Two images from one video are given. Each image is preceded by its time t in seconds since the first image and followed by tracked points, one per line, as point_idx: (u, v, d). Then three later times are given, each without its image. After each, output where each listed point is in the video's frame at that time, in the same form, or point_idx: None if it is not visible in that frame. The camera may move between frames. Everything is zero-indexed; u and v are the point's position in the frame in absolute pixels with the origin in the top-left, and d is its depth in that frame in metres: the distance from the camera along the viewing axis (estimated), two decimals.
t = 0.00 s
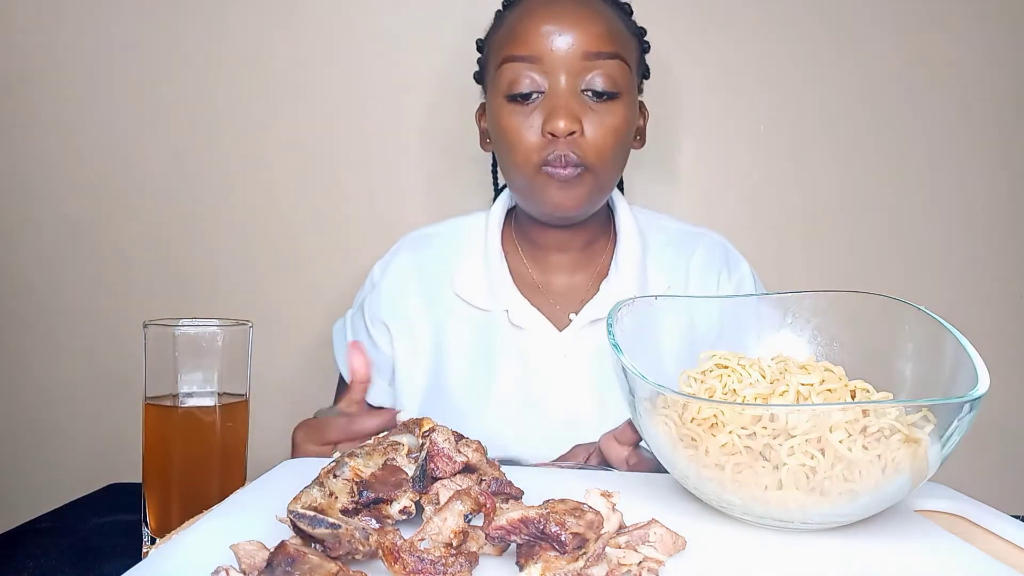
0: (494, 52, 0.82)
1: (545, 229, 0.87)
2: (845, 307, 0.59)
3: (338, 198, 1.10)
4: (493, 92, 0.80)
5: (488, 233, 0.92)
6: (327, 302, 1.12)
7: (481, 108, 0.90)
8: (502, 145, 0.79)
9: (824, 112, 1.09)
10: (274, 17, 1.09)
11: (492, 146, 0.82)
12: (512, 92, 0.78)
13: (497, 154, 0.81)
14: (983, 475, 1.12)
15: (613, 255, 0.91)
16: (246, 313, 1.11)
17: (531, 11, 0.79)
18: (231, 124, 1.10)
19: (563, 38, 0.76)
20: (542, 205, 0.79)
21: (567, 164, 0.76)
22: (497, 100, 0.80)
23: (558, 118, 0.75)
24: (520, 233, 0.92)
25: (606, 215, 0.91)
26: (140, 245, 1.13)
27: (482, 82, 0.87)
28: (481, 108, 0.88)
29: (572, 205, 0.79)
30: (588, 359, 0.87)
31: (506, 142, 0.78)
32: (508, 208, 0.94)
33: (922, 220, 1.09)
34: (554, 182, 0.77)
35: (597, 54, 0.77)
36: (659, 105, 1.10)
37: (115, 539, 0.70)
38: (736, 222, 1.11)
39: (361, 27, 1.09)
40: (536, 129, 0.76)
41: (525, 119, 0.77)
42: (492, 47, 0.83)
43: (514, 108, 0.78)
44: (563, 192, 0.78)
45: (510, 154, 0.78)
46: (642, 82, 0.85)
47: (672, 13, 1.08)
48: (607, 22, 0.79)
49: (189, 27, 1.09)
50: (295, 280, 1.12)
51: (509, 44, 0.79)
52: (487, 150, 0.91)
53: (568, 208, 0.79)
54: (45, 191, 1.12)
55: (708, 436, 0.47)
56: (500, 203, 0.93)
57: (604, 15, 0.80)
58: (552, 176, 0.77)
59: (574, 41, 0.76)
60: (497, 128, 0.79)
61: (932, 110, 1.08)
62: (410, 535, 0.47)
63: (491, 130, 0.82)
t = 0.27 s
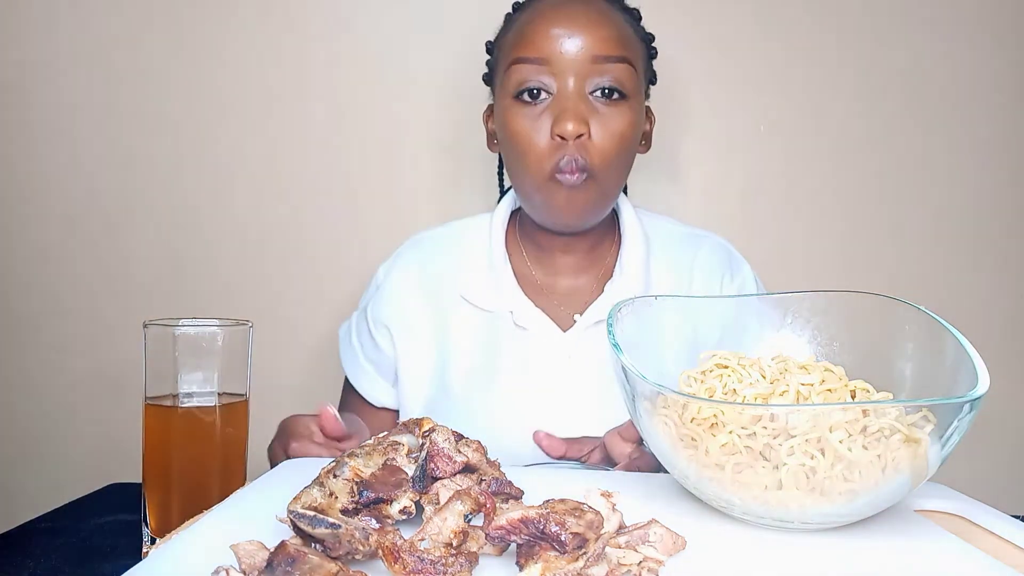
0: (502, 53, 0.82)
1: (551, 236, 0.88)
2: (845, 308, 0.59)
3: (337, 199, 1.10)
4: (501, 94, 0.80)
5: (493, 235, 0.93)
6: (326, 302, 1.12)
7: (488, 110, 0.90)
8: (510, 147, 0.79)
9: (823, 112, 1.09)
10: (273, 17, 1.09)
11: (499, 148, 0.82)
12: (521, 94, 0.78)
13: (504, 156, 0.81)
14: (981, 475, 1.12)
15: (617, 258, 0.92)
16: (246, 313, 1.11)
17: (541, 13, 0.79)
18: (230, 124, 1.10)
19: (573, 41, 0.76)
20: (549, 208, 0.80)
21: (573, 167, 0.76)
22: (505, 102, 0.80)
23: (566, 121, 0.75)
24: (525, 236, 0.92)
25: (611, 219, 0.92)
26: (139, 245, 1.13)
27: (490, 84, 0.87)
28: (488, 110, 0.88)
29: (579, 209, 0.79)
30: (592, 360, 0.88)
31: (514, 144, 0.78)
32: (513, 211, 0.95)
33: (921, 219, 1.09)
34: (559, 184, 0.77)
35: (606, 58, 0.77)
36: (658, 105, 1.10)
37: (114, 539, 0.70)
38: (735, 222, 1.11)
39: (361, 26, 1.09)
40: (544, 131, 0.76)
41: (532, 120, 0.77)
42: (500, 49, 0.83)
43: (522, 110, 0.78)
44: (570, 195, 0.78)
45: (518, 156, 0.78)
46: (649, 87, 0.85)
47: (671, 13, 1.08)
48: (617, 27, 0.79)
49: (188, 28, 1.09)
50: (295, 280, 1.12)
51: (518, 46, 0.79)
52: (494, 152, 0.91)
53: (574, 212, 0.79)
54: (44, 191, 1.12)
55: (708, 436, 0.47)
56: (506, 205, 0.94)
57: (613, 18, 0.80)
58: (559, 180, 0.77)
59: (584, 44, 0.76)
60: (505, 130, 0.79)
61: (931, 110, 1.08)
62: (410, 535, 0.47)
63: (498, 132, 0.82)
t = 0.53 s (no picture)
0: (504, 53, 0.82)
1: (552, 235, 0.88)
2: (845, 308, 0.59)
3: (337, 199, 1.10)
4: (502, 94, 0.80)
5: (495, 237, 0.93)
6: (326, 302, 1.12)
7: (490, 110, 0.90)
8: (510, 148, 0.79)
9: (823, 112, 1.09)
10: (272, 18, 1.09)
11: (500, 149, 0.82)
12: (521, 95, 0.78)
13: (504, 157, 0.81)
14: (980, 475, 1.12)
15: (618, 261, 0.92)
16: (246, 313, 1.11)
17: (542, 13, 0.79)
18: (230, 124, 1.10)
19: (574, 42, 0.76)
20: (548, 210, 0.79)
21: (573, 168, 0.76)
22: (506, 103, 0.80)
23: (566, 122, 0.75)
24: (526, 237, 0.93)
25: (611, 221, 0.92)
26: (138, 245, 1.13)
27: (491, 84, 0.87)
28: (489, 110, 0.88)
29: (578, 211, 0.79)
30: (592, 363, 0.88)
31: (514, 145, 0.78)
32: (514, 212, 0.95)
33: (921, 219, 1.09)
34: (560, 185, 0.77)
35: (607, 59, 0.77)
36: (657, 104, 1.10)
37: (113, 539, 0.70)
38: (735, 222, 1.11)
39: (360, 26, 1.08)
40: (544, 132, 0.76)
41: (533, 122, 0.77)
42: (502, 49, 0.83)
43: (523, 111, 0.78)
44: (569, 197, 0.78)
45: (518, 157, 0.78)
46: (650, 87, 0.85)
47: (671, 13, 1.08)
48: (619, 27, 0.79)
49: (187, 28, 1.09)
50: (295, 280, 1.12)
51: (519, 46, 0.79)
52: (495, 152, 0.91)
53: (574, 214, 0.79)
54: (44, 190, 1.12)
55: (708, 436, 0.47)
56: (507, 205, 0.94)
57: (615, 19, 0.79)
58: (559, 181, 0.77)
59: (585, 45, 0.76)
60: (506, 131, 0.79)
61: (931, 109, 1.08)
62: (410, 535, 0.47)
63: (499, 132, 0.82)
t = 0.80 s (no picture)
0: (502, 48, 0.82)
1: (550, 231, 0.88)
2: (845, 308, 0.59)
3: (337, 198, 1.10)
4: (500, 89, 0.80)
5: (492, 238, 0.93)
6: (326, 302, 1.12)
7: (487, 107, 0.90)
8: (508, 142, 0.79)
9: (823, 112, 1.09)
10: (272, 17, 1.09)
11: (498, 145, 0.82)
12: (520, 89, 0.78)
13: (502, 153, 0.81)
14: (980, 476, 1.12)
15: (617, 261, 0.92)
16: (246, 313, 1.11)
17: (541, 7, 0.79)
18: (230, 123, 1.10)
19: (573, 36, 0.76)
20: (546, 206, 0.79)
21: (572, 163, 0.76)
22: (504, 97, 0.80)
23: (565, 116, 0.75)
24: (525, 238, 0.93)
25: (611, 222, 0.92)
26: (138, 245, 1.13)
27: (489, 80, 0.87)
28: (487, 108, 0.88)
29: (577, 207, 0.79)
30: (590, 366, 0.88)
31: (512, 140, 0.78)
32: (513, 211, 0.95)
33: (920, 219, 1.09)
34: (558, 180, 0.77)
35: (607, 53, 0.77)
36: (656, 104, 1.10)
37: (113, 539, 0.70)
38: (734, 222, 1.11)
39: (360, 26, 1.09)
40: (543, 126, 0.76)
41: (531, 116, 0.77)
42: (500, 44, 0.83)
43: (521, 105, 0.78)
44: (567, 192, 0.78)
45: (516, 152, 0.78)
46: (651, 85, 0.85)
47: (670, 12, 1.08)
48: (618, 22, 0.79)
49: (187, 28, 1.09)
50: (295, 280, 1.12)
51: (517, 40, 0.79)
52: (493, 150, 0.90)
53: (573, 210, 0.79)
54: (44, 190, 1.12)
55: (708, 436, 0.47)
56: (506, 205, 0.94)
57: (614, 14, 0.80)
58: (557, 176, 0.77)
59: (584, 39, 0.76)
60: (503, 126, 0.79)
61: (931, 109, 1.08)
62: (410, 535, 0.47)
63: (496, 127, 0.81)
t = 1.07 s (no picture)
0: (501, 47, 0.82)
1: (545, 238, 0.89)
2: (845, 308, 0.59)
3: (337, 199, 1.10)
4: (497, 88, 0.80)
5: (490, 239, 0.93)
6: (326, 302, 1.12)
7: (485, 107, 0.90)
8: (504, 142, 0.79)
9: (823, 112, 1.09)
10: (272, 18, 1.09)
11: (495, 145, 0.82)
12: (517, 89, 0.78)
13: (500, 153, 0.81)
14: (980, 476, 1.12)
15: (616, 261, 0.92)
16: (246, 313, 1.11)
17: (540, 5, 0.79)
18: (230, 123, 1.10)
19: (570, 34, 0.76)
20: (542, 206, 0.79)
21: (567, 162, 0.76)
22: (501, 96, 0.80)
23: (561, 115, 0.74)
24: (523, 238, 0.93)
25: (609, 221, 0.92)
26: (138, 245, 1.13)
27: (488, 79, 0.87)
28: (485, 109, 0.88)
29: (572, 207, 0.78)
30: (590, 366, 0.88)
31: (509, 140, 0.78)
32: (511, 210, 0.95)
33: (921, 219, 1.09)
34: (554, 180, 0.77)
35: (604, 51, 0.77)
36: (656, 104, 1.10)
37: (113, 539, 0.70)
38: (735, 222, 1.11)
39: (361, 27, 1.09)
40: (539, 126, 0.76)
41: (528, 115, 0.77)
42: (498, 44, 0.83)
43: (518, 105, 0.78)
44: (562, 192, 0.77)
45: (512, 152, 0.78)
46: (650, 84, 0.85)
47: (671, 12, 1.08)
48: (616, 21, 0.79)
49: (187, 28, 1.09)
50: (295, 280, 1.12)
51: (515, 39, 0.79)
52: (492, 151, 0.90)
53: (569, 211, 0.78)
54: (44, 190, 1.12)
55: (708, 436, 0.47)
56: (504, 204, 0.94)
57: (613, 14, 0.80)
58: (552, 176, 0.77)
59: (581, 38, 0.76)
60: (500, 125, 0.79)
61: (931, 109, 1.08)
62: (410, 535, 0.47)
63: (494, 127, 0.81)
